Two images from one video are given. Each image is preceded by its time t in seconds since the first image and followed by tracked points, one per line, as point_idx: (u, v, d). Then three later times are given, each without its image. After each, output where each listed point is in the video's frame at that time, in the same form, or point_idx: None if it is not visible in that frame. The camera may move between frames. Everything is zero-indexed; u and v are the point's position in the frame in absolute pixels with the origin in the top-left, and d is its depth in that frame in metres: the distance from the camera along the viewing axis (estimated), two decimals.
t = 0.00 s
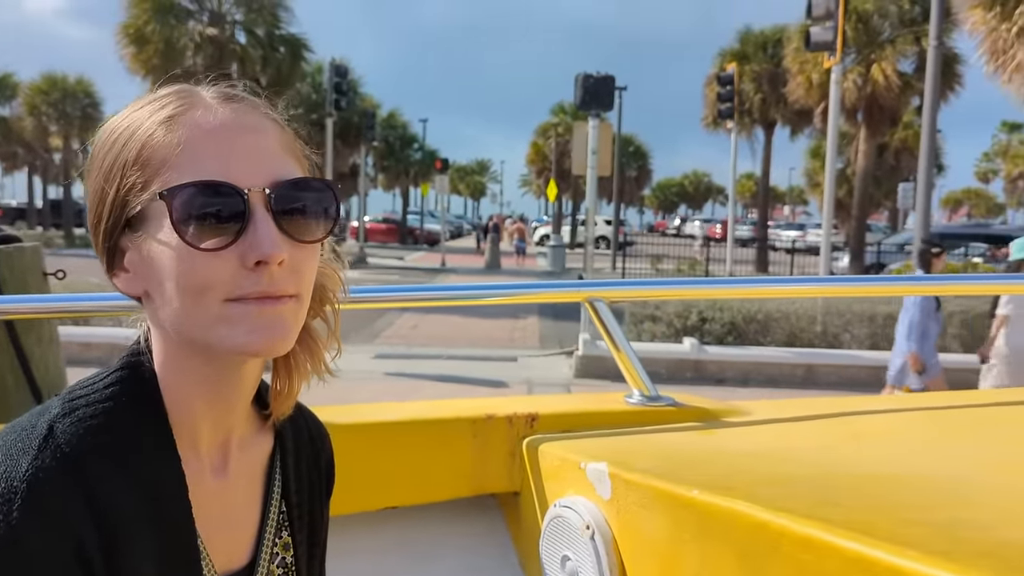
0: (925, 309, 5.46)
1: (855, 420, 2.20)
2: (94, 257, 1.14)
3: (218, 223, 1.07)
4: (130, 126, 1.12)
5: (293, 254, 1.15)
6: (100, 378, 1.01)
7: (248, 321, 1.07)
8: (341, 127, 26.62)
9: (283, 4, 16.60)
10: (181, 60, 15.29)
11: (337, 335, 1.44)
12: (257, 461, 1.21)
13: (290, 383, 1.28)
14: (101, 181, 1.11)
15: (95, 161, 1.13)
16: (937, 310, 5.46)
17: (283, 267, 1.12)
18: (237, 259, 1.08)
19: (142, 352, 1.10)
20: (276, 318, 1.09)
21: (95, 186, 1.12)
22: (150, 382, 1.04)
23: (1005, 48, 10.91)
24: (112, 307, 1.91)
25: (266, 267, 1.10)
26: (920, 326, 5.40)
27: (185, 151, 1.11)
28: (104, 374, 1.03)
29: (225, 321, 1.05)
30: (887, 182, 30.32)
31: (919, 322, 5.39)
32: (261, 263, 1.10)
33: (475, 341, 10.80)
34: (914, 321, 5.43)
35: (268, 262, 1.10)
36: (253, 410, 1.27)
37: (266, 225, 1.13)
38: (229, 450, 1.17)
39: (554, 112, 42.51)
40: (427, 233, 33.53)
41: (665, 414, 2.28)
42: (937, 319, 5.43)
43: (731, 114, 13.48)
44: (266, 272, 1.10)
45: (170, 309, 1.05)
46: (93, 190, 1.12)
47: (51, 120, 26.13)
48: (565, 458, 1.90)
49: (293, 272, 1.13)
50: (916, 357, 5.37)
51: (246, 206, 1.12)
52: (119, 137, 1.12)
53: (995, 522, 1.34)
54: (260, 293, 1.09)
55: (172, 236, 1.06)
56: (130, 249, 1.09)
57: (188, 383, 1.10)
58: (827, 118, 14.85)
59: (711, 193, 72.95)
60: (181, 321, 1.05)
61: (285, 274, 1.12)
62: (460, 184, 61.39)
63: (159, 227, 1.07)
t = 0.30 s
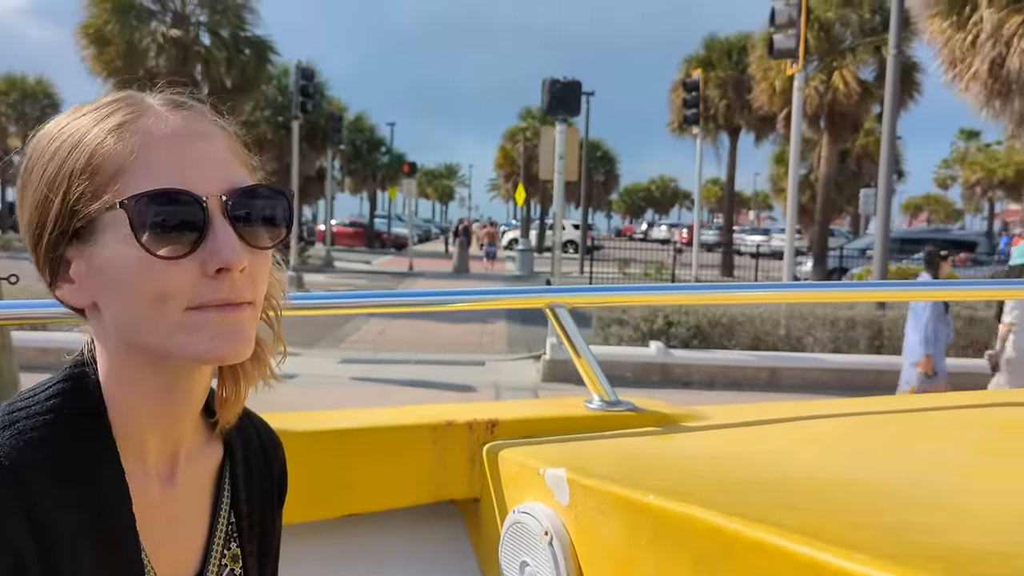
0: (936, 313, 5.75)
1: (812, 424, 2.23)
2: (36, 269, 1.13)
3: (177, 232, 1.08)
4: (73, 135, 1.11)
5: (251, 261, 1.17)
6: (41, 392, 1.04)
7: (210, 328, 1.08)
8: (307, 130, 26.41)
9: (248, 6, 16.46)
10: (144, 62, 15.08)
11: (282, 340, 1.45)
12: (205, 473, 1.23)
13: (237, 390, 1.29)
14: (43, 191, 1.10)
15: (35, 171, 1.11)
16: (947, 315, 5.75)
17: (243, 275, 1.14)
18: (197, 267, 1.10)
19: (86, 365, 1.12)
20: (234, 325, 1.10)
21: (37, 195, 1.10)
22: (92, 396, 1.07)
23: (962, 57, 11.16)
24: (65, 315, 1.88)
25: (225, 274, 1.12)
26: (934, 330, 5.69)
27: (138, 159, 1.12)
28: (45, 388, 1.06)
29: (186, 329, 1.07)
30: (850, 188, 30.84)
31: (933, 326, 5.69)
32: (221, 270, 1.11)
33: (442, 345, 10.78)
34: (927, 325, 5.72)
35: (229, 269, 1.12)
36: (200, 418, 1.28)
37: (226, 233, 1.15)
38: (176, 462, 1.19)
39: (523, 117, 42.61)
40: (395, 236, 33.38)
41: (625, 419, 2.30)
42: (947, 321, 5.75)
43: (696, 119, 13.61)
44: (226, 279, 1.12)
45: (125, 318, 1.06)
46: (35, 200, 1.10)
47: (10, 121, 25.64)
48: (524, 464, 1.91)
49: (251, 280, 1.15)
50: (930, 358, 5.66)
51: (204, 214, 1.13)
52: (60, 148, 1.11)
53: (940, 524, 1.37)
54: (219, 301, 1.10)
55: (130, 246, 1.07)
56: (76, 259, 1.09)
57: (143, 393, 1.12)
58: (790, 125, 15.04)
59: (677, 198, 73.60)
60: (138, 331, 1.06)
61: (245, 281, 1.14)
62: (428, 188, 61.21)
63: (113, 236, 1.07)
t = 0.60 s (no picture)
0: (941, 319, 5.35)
1: (774, 427, 2.26)
2: None
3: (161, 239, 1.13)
4: (38, 141, 1.11)
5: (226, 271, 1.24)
6: None
7: (192, 336, 1.15)
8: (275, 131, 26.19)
9: (215, 6, 16.32)
10: (107, 61, 14.86)
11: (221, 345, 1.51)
12: (160, 480, 1.25)
13: (187, 398, 1.31)
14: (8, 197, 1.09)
15: None
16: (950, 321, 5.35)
17: (220, 284, 1.21)
18: (178, 276, 1.16)
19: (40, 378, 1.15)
20: (213, 332, 1.18)
21: None
22: (44, 406, 1.11)
23: (922, 63, 11.38)
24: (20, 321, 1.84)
25: (205, 283, 1.18)
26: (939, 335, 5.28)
27: (114, 170, 1.15)
28: None
29: (167, 338, 1.12)
30: (815, 192, 31.28)
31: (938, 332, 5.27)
32: (202, 280, 1.18)
33: (412, 349, 10.75)
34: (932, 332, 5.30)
35: (210, 279, 1.19)
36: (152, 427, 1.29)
37: (206, 244, 1.21)
38: (130, 472, 1.21)
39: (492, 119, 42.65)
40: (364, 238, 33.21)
41: (590, 423, 2.31)
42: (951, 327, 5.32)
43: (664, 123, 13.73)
44: (206, 288, 1.18)
45: (100, 327, 1.09)
46: None
47: None
48: (488, 469, 1.92)
49: (225, 289, 1.22)
50: (938, 366, 5.23)
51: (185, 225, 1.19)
52: (27, 146, 1.11)
53: (892, 525, 1.40)
54: (199, 310, 1.17)
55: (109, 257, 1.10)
56: (40, 268, 1.10)
57: (119, 396, 1.16)
58: (756, 129, 15.21)
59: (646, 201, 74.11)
60: (116, 340, 1.10)
61: (221, 291, 1.21)
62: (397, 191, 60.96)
63: (89, 246, 1.10)
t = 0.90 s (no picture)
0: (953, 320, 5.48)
1: (737, 428, 2.29)
2: None
3: (142, 246, 1.16)
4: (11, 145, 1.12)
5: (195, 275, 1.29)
6: None
7: (165, 341, 1.19)
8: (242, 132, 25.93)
9: (181, 6, 16.14)
10: (71, 61, 14.54)
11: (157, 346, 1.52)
12: (114, 487, 1.25)
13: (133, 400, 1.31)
14: None
15: None
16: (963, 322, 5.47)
17: (189, 290, 1.25)
18: (154, 282, 1.19)
19: None
20: (183, 338, 1.23)
21: None
22: None
23: (885, 67, 11.56)
24: None
25: (179, 289, 1.23)
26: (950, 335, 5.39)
27: (89, 176, 1.16)
28: None
29: (142, 343, 1.16)
30: (782, 194, 31.65)
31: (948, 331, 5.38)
32: (176, 286, 1.22)
33: (381, 352, 10.71)
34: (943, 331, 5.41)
35: (182, 285, 1.23)
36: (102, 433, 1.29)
37: (177, 249, 1.26)
38: (83, 478, 1.22)
39: (462, 121, 42.62)
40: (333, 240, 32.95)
41: (555, 425, 2.32)
42: (964, 326, 5.46)
43: (633, 125, 13.80)
44: (178, 295, 1.23)
45: (74, 334, 1.12)
46: None
47: None
48: (452, 473, 1.92)
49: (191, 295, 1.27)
50: (945, 365, 5.36)
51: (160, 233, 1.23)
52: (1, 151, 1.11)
53: (847, 524, 1.43)
54: (171, 316, 1.21)
55: (88, 264, 1.12)
56: (10, 274, 1.10)
57: (92, 401, 1.19)
58: (723, 131, 15.32)
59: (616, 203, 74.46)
60: (91, 346, 1.12)
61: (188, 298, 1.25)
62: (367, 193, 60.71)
63: (69, 253, 1.12)
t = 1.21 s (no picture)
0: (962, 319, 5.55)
1: (698, 427, 2.30)
2: None
3: (95, 251, 1.14)
4: None
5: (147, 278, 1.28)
6: None
7: (119, 344, 1.18)
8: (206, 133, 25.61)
9: (141, 5, 15.92)
10: (28, 61, 14.27)
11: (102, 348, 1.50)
12: (65, 492, 1.22)
13: (82, 404, 1.29)
14: None
15: None
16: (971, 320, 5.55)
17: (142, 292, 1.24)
18: (108, 287, 1.17)
19: None
20: (138, 339, 1.21)
21: None
22: None
23: (845, 69, 11.75)
24: None
25: (133, 292, 1.21)
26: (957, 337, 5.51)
27: (39, 180, 1.14)
28: None
29: (98, 348, 1.14)
30: (746, 194, 32.05)
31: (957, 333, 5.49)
32: (130, 288, 1.21)
33: (348, 354, 10.64)
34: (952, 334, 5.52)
35: (135, 288, 1.22)
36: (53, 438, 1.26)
37: (129, 251, 1.25)
38: (33, 484, 1.19)
39: (429, 122, 42.54)
40: (299, 242, 32.66)
41: (517, 426, 2.32)
42: (973, 328, 5.52)
43: (599, 125, 13.87)
44: (132, 297, 1.21)
45: (27, 340, 1.09)
46: None
47: None
48: (414, 475, 1.91)
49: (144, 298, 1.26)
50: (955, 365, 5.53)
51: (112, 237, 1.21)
52: None
53: (803, 520, 1.45)
54: (125, 319, 1.20)
55: (41, 270, 1.10)
56: None
57: (43, 405, 1.17)
58: (687, 132, 15.45)
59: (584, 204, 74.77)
60: (43, 352, 1.10)
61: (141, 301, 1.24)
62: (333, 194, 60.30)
63: (21, 259, 1.09)
